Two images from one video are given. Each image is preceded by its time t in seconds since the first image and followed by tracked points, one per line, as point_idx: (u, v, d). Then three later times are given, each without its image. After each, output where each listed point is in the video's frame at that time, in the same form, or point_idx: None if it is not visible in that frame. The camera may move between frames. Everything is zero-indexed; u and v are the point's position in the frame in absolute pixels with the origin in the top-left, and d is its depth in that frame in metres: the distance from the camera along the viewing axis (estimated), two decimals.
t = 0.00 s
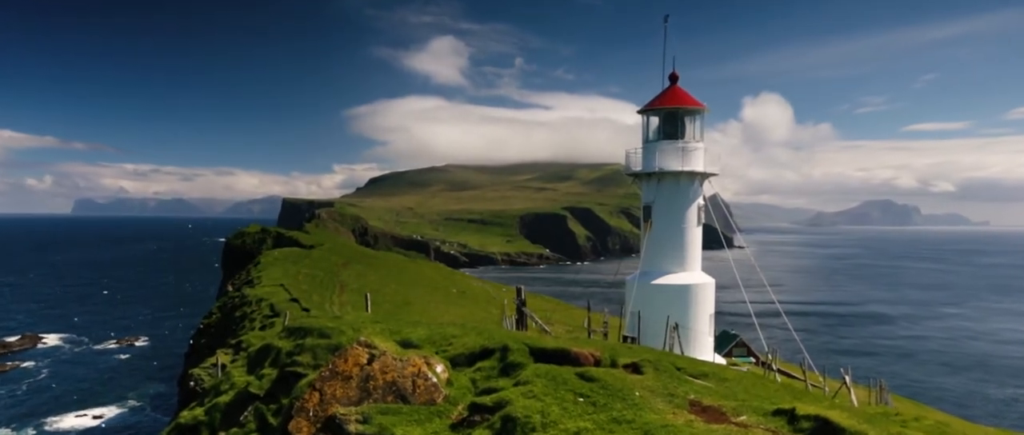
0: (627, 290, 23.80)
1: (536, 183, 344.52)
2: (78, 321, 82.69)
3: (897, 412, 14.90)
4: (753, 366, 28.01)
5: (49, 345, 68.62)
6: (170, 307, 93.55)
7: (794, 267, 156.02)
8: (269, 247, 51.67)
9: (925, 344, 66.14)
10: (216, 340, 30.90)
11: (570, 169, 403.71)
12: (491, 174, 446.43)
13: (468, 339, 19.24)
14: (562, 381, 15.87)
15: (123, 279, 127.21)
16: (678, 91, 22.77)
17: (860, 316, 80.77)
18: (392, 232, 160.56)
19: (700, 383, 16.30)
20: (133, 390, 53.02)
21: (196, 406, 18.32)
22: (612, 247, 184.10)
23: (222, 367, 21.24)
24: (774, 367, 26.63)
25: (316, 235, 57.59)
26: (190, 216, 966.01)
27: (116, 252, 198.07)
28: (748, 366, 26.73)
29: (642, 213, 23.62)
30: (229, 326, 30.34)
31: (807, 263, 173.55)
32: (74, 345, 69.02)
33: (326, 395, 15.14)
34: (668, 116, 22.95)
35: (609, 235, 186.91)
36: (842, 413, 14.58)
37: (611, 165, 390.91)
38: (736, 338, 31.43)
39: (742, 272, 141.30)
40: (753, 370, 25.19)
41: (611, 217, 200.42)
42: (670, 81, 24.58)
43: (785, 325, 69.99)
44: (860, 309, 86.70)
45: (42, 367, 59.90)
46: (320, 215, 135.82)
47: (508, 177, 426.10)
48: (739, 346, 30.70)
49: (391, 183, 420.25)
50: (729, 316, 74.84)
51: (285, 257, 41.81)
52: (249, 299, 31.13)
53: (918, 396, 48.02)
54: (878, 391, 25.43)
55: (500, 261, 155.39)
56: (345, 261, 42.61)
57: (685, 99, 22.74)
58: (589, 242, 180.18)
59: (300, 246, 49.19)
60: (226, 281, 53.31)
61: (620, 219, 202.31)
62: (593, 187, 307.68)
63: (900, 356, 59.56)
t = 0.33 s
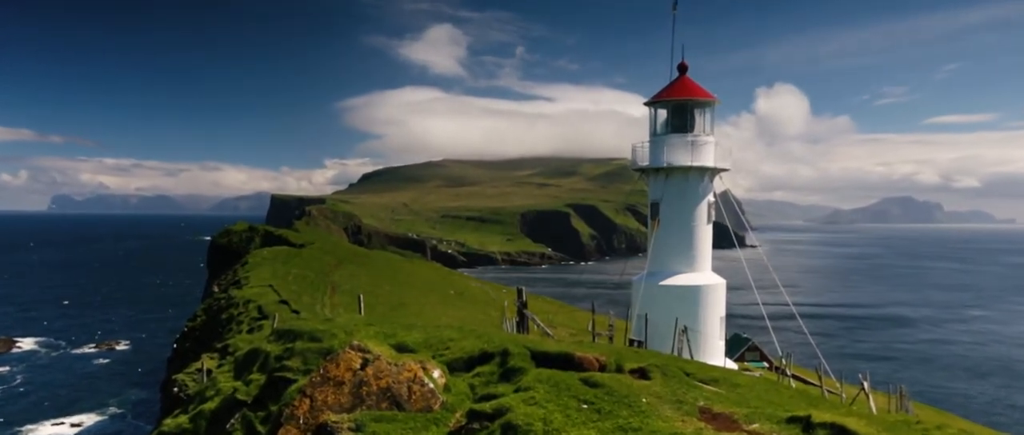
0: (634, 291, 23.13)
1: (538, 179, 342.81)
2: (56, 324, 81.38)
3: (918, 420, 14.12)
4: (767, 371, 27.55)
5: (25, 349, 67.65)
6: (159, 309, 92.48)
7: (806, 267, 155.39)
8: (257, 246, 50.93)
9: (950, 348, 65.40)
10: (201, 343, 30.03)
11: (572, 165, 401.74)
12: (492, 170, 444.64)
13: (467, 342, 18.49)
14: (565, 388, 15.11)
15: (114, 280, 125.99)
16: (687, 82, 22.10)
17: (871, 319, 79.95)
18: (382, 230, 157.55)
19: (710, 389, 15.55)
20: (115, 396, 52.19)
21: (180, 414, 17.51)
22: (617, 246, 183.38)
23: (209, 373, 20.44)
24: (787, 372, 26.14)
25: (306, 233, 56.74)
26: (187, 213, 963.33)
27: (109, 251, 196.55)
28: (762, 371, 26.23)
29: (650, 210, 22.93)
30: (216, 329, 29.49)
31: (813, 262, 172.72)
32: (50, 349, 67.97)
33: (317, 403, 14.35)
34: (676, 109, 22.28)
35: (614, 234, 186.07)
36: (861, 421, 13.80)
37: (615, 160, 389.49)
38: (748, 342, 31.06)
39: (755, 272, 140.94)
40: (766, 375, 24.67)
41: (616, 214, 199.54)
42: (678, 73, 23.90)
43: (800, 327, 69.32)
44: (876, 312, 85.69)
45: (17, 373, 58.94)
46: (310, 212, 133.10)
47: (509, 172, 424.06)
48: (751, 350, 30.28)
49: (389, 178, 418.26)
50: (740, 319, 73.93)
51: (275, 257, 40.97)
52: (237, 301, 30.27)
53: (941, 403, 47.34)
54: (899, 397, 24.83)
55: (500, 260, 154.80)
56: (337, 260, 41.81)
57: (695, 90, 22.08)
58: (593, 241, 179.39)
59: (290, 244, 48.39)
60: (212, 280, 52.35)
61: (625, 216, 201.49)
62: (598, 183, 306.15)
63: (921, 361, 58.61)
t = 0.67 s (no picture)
0: (638, 292, 22.61)
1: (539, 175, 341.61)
2: (39, 327, 80.61)
3: (934, 426, 13.59)
4: (777, 374, 27.18)
5: (5, 353, 66.93)
6: (150, 311, 91.67)
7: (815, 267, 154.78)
8: (247, 245, 50.47)
9: (970, 351, 64.89)
10: (190, 345, 29.44)
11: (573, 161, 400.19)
12: (492, 166, 443.51)
13: (465, 345, 17.94)
14: (567, 392, 14.54)
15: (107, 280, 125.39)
16: (695, 75, 21.65)
17: (880, 321, 79.42)
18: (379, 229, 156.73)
19: (718, 393, 15.03)
20: (99, 401, 51.58)
21: (167, 420, 16.99)
22: (622, 246, 182.76)
23: (197, 377, 19.87)
24: (797, 376, 25.77)
25: (296, 232, 56.26)
26: (185, 210, 962.47)
27: (103, 250, 195.45)
28: (771, 375, 25.90)
29: (655, 208, 22.37)
30: (204, 332, 28.91)
31: (819, 261, 172.24)
32: (31, 352, 67.30)
33: (310, 409, 13.80)
34: (683, 103, 21.81)
35: (618, 233, 185.42)
36: (877, 426, 13.23)
37: (620, 156, 388.19)
38: (758, 345, 30.76)
39: (764, 272, 140.50)
40: (775, 379, 24.28)
41: (621, 213, 198.90)
42: (686, 66, 23.47)
43: (813, 330, 68.88)
44: (891, 313, 85.19)
45: None
46: (303, 209, 131.63)
47: (509, 169, 422.78)
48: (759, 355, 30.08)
49: (388, 174, 416.86)
50: (748, 321, 73.35)
51: (266, 256, 40.39)
52: (226, 302, 29.68)
53: (958, 409, 46.91)
54: (915, 403, 24.33)
55: (500, 259, 154.43)
56: (329, 260, 41.26)
57: (701, 83, 21.61)
58: (596, 240, 178.77)
59: (281, 244, 47.88)
60: (201, 280, 51.79)
61: (630, 214, 200.82)
62: (601, 180, 305.24)
63: (941, 365, 57.92)
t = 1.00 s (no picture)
0: (643, 293, 22.13)
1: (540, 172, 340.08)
2: (26, 329, 79.82)
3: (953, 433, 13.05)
4: (787, 379, 26.79)
5: None
6: (142, 312, 90.89)
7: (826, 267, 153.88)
8: (237, 244, 49.96)
9: (993, 355, 64.26)
10: (178, 348, 28.87)
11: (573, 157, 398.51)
12: (492, 163, 441.80)
13: (463, 348, 17.40)
14: (570, 397, 14.01)
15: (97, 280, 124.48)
16: (702, 68, 21.15)
17: (890, 322, 78.93)
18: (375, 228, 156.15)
19: (727, 398, 14.51)
20: (84, 407, 51.00)
21: (154, 426, 16.46)
22: (626, 246, 181.96)
23: (186, 382, 19.32)
24: (809, 380, 25.34)
25: (287, 231, 55.71)
26: (181, 208, 959.54)
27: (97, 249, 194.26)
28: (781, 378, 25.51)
29: (661, 205, 21.90)
30: (193, 334, 28.35)
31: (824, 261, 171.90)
32: (14, 356, 66.64)
33: (301, 414, 13.26)
34: (689, 96, 21.34)
35: (622, 233, 184.52)
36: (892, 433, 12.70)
37: (624, 153, 386.46)
38: (768, 348, 30.44)
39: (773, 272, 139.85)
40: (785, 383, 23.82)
41: (625, 211, 197.93)
42: (693, 59, 23.01)
43: (825, 333, 68.35)
44: (906, 315, 84.66)
45: None
46: (295, 206, 130.30)
47: (509, 165, 421.03)
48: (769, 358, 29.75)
49: (386, 170, 415.25)
50: (757, 323, 72.72)
51: (258, 256, 39.80)
52: (216, 305, 29.10)
53: (975, 415, 46.50)
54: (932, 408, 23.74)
55: (500, 259, 154.05)
56: (323, 260, 40.67)
57: (709, 76, 21.13)
58: (600, 240, 177.87)
59: (273, 243, 47.34)
60: (190, 280, 51.14)
61: (634, 213, 199.85)
62: (604, 177, 303.77)
63: (958, 369, 57.35)
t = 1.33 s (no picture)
0: (648, 295, 21.61)
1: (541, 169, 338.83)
2: (12, 332, 79.01)
3: None
4: (797, 383, 26.54)
5: None
6: (132, 315, 90.11)
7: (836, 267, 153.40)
8: (225, 244, 49.39)
9: (1010, 359, 63.70)
10: (166, 352, 28.30)
11: (574, 153, 397.19)
12: (491, 160, 440.37)
13: (461, 351, 16.92)
14: (574, 402, 13.47)
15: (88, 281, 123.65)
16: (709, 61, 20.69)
17: (903, 324, 78.43)
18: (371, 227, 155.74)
19: (735, 403, 14.00)
20: (69, 413, 50.39)
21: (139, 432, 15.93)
22: (630, 245, 181.29)
23: (173, 386, 18.77)
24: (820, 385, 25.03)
25: (278, 230, 55.20)
26: (179, 206, 957.53)
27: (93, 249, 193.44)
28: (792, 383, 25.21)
29: (666, 202, 21.40)
30: (181, 337, 27.78)
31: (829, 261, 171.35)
32: None
33: (293, 421, 12.72)
34: (696, 90, 20.86)
35: (627, 232, 183.74)
36: None
37: (625, 150, 385.25)
38: (778, 352, 30.50)
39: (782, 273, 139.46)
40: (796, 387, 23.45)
41: (631, 210, 197.23)
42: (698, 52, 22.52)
43: (835, 337, 67.88)
44: (922, 317, 84.16)
45: None
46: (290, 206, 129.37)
47: (509, 162, 419.51)
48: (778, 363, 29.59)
49: (384, 166, 413.98)
50: (766, 326, 72.18)
51: (249, 256, 39.27)
52: (205, 306, 28.54)
53: (991, 421, 46.05)
54: (948, 414, 23.35)
55: (500, 258, 153.81)
56: (315, 260, 40.11)
57: (715, 70, 20.65)
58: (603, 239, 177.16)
59: (263, 243, 46.80)
60: (178, 280, 50.46)
61: (638, 211, 199.15)
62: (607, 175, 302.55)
63: (975, 374, 56.83)
